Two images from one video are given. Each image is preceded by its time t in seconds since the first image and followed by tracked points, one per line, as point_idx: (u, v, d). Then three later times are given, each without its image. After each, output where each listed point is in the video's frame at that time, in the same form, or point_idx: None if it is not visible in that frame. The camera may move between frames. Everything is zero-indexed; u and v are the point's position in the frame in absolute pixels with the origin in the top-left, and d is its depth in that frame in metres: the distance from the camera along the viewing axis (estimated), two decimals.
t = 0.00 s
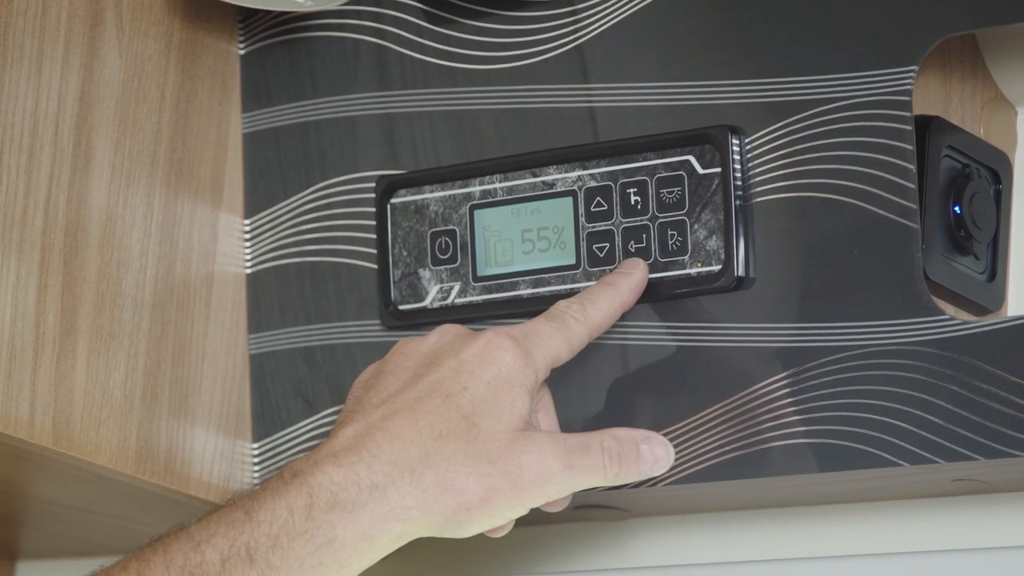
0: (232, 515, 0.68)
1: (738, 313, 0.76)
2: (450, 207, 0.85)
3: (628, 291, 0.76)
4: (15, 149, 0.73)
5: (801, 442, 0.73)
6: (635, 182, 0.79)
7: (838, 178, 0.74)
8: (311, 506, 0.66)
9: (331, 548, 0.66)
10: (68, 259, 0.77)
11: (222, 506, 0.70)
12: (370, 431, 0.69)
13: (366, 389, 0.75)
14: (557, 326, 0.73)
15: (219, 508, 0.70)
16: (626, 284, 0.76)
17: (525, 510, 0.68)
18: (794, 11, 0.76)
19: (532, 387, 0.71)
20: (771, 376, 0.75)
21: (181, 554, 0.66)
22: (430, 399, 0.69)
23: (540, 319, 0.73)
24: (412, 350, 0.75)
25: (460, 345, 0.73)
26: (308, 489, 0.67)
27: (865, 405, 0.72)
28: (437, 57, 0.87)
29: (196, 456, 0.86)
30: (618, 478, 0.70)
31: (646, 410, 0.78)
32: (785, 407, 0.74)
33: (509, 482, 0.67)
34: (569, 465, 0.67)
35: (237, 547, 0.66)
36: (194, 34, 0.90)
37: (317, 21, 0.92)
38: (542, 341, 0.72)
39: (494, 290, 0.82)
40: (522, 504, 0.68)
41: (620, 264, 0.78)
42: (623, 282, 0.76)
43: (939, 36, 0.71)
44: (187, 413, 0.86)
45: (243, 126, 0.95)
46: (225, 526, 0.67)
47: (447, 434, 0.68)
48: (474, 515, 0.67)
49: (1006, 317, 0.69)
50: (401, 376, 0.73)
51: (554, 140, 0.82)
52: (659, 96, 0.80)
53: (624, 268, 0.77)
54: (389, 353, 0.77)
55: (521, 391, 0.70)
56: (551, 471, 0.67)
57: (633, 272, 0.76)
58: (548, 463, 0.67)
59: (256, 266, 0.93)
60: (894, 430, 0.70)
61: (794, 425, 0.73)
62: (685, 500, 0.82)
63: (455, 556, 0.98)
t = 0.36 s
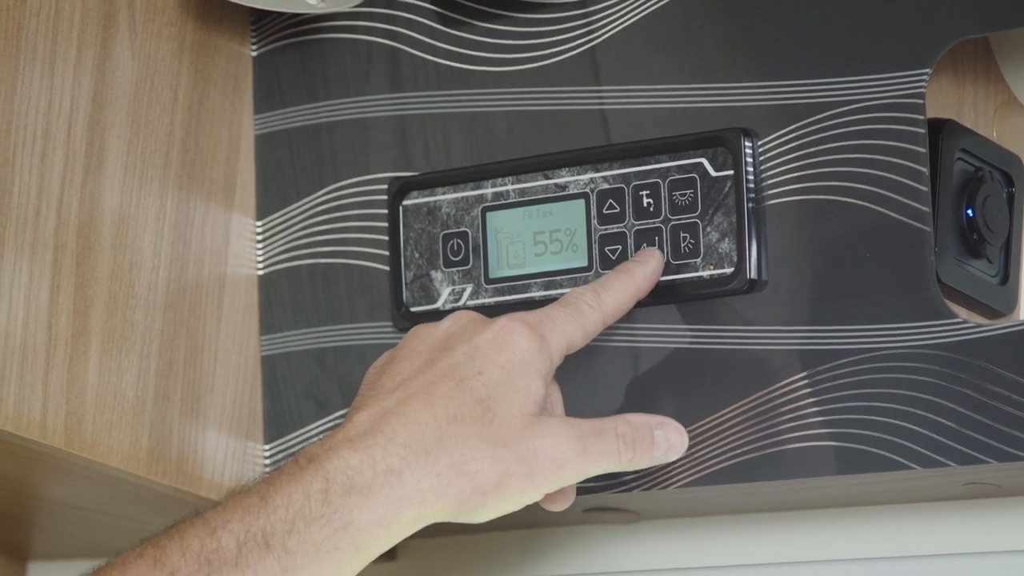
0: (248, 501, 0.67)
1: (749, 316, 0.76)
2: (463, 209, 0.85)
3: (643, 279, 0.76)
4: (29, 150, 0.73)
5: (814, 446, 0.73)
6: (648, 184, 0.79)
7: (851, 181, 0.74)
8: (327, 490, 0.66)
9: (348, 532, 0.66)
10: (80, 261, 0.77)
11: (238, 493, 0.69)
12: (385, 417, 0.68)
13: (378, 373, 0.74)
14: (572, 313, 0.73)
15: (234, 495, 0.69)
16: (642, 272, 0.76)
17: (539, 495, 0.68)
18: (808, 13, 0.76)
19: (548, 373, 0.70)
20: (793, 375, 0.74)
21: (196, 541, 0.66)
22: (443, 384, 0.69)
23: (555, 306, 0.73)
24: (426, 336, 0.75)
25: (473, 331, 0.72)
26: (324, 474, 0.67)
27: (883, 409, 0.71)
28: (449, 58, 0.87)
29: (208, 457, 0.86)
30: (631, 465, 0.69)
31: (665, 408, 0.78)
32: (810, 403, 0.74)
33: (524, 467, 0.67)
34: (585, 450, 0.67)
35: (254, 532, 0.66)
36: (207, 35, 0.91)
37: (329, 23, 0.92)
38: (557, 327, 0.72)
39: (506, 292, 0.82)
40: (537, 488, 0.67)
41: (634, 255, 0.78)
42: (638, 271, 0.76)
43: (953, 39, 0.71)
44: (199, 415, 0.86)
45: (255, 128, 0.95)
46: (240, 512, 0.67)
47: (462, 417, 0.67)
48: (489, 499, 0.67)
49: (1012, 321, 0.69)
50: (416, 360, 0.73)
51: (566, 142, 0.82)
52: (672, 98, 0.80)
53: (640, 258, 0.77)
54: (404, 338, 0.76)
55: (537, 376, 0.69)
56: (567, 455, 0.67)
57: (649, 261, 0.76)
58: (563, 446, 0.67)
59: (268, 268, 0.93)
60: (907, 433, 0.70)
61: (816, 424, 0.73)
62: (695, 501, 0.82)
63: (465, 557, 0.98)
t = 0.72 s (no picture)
0: (259, 491, 0.66)
1: (761, 320, 0.76)
2: (475, 213, 0.85)
3: (653, 272, 0.76)
4: (42, 153, 0.73)
5: (827, 452, 0.73)
6: (661, 190, 0.79)
7: (865, 187, 0.74)
8: (338, 481, 0.65)
9: (359, 523, 0.65)
10: (93, 263, 0.77)
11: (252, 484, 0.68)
12: (396, 407, 0.68)
13: (391, 367, 0.75)
14: (582, 305, 0.73)
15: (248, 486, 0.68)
16: (652, 264, 0.76)
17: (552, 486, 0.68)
18: (823, 18, 0.76)
19: (557, 365, 0.70)
20: (808, 378, 0.74)
21: (208, 534, 0.64)
22: (454, 374, 0.69)
23: (565, 298, 0.73)
24: (437, 331, 0.75)
25: (484, 325, 0.72)
26: (335, 464, 0.66)
27: (899, 414, 0.71)
28: (461, 62, 0.87)
29: (219, 460, 0.86)
30: (643, 457, 0.69)
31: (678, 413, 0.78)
32: (827, 405, 0.73)
33: (535, 457, 0.67)
34: (596, 441, 0.67)
35: (266, 523, 0.64)
36: (220, 38, 0.91)
37: (342, 27, 0.92)
38: (567, 318, 0.72)
39: (519, 296, 0.82)
40: (549, 479, 0.67)
41: (644, 249, 0.78)
42: (648, 263, 0.76)
43: (968, 45, 0.71)
44: (211, 418, 0.86)
45: (268, 131, 0.95)
46: (251, 503, 0.65)
47: (473, 408, 0.67)
48: (501, 490, 0.67)
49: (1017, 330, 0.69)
50: (428, 356, 0.73)
51: (579, 147, 0.82)
52: (685, 103, 0.79)
53: (650, 250, 0.77)
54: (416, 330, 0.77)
55: (547, 368, 0.70)
56: (578, 447, 0.67)
57: (658, 254, 0.76)
58: (574, 437, 0.67)
59: (280, 272, 0.93)
60: (920, 439, 0.70)
61: (832, 422, 0.73)
62: (707, 507, 0.82)
63: (475, 561, 0.98)
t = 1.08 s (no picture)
0: (273, 507, 0.68)
1: (773, 324, 0.76)
2: (487, 216, 0.85)
3: (664, 278, 0.76)
4: (54, 156, 0.73)
5: (837, 456, 0.73)
6: (673, 194, 0.79)
7: (877, 191, 0.74)
8: (351, 493, 0.66)
9: (373, 536, 0.65)
10: (105, 266, 0.77)
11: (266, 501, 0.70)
12: (408, 423, 0.68)
13: (407, 384, 0.75)
14: (595, 317, 0.73)
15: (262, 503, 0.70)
16: (663, 271, 0.76)
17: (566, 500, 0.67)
18: (835, 24, 0.76)
19: (570, 377, 0.70)
20: (813, 386, 0.74)
21: (221, 548, 0.66)
22: (467, 389, 0.69)
23: (577, 311, 0.73)
24: (451, 347, 0.75)
25: (496, 340, 0.73)
26: (348, 478, 0.67)
27: (909, 419, 0.71)
28: (473, 66, 0.87)
29: (230, 463, 0.86)
30: (658, 469, 0.68)
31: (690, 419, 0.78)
32: (831, 413, 0.73)
33: (548, 469, 0.66)
34: (610, 452, 0.66)
35: (280, 537, 0.66)
36: (232, 41, 0.91)
37: (354, 30, 0.92)
38: (580, 331, 0.72)
39: (530, 300, 0.82)
40: (562, 491, 0.66)
41: (656, 253, 0.78)
42: (659, 269, 0.76)
43: (979, 51, 0.71)
44: (222, 420, 0.86)
45: (280, 135, 0.95)
46: (266, 519, 0.67)
47: (485, 422, 0.67)
48: (515, 502, 0.66)
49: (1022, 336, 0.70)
50: (441, 371, 0.74)
51: (591, 150, 0.83)
52: (697, 108, 0.79)
53: (661, 255, 0.77)
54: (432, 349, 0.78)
55: (559, 379, 0.69)
56: (591, 457, 0.65)
57: (670, 259, 0.77)
58: (588, 448, 0.66)
59: (291, 274, 0.93)
60: (930, 443, 0.70)
61: (838, 429, 0.73)
62: (720, 511, 0.82)
63: (487, 564, 0.98)
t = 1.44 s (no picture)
0: (283, 517, 0.68)
1: (778, 322, 0.76)
2: (492, 213, 0.85)
3: (668, 274, 0.76)
4: (60, 151, 0.73)
5: (840, 454, 0.73)
6: (678, 191, 0.79)
7: (883, 188, 0.74)
8: (360, 502, 0.66)
9: (382, 544, 0.66)
10: (110, 261, 0.77)
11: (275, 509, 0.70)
12: (416, 431, 0.68)
13: (414, 391, 0.75)
14: (597, 317, 0.73)
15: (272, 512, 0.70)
16: (667, 266, 0.76)
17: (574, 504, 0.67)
18: (841, 22, 0.76)
19: (576, 380, 0.70)
20: (807, 388, 0.74)
21: (231, 556, 0.67)
22: (474, 396, 0.69)
23: (580, 312, 0.73)
24: (457, 352, 0.75)
25: (501, 343, 0.73)
26: (357, 486, 0.67)
27: (912, 417, 0.71)
28: (478, 62, 0.87)
29: (234, 459, 0.86)
30: (664, 470, 0.68)
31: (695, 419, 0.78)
32: (824, 416, 0.74)
33: (556, 474, 0.66)
34: (617, 456, 0.66)
35: (290, 546, 0.66)
36: (237, 37, 0.91)
37: (360, 27, 0.92)
38: (583, 333, 0.72)
39: (535, 296, 0.82)
40: (570, 497, 0.66)
41: (661, 250, 0.78)
42: (662, 265, 0.76)
43: (984, 48, 0.71)
44: (226, 416, 0.86)
45: (285, 131, 0.95)
46: (275, 528, 0.68)
47: (493, 428, 0.67)
48: (524, 508, 0.66)
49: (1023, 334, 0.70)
50: (447, 376, 0.74)
51: (596, 147, 0.82)
52: (702, 105, 0.79)
53: (666, 252, 0.77)
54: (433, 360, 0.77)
55: (565, 385, 0.69)
56: (598, 462, 0.65)
57: (674, 255, 0.76)
58: (595, 453, 0.65)
59: (296, 271, 0.93)
60: (934, 441, 0.70)
61: (830, 430, 0.73)
62: (726, 509, 0.82)
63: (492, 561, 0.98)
